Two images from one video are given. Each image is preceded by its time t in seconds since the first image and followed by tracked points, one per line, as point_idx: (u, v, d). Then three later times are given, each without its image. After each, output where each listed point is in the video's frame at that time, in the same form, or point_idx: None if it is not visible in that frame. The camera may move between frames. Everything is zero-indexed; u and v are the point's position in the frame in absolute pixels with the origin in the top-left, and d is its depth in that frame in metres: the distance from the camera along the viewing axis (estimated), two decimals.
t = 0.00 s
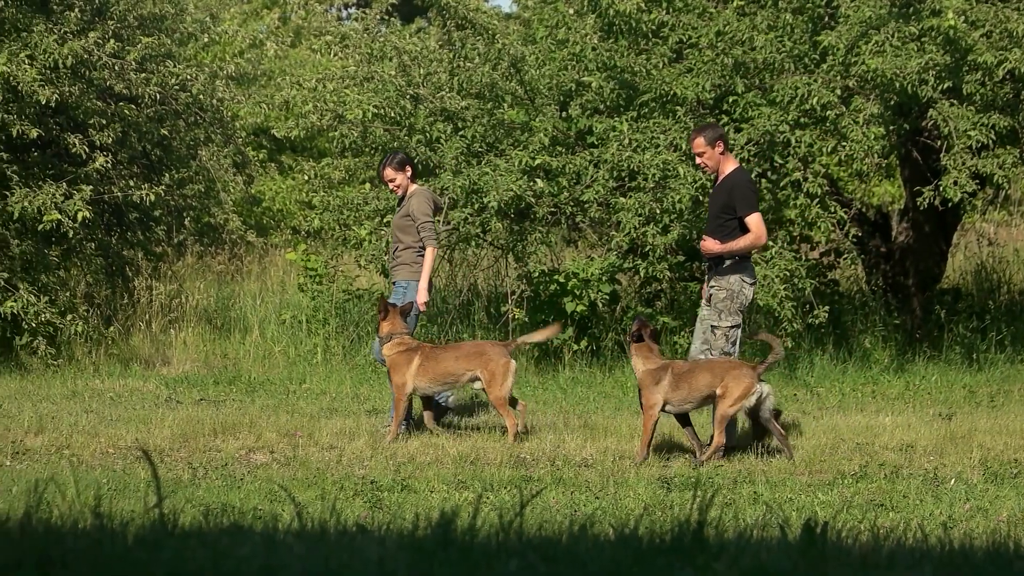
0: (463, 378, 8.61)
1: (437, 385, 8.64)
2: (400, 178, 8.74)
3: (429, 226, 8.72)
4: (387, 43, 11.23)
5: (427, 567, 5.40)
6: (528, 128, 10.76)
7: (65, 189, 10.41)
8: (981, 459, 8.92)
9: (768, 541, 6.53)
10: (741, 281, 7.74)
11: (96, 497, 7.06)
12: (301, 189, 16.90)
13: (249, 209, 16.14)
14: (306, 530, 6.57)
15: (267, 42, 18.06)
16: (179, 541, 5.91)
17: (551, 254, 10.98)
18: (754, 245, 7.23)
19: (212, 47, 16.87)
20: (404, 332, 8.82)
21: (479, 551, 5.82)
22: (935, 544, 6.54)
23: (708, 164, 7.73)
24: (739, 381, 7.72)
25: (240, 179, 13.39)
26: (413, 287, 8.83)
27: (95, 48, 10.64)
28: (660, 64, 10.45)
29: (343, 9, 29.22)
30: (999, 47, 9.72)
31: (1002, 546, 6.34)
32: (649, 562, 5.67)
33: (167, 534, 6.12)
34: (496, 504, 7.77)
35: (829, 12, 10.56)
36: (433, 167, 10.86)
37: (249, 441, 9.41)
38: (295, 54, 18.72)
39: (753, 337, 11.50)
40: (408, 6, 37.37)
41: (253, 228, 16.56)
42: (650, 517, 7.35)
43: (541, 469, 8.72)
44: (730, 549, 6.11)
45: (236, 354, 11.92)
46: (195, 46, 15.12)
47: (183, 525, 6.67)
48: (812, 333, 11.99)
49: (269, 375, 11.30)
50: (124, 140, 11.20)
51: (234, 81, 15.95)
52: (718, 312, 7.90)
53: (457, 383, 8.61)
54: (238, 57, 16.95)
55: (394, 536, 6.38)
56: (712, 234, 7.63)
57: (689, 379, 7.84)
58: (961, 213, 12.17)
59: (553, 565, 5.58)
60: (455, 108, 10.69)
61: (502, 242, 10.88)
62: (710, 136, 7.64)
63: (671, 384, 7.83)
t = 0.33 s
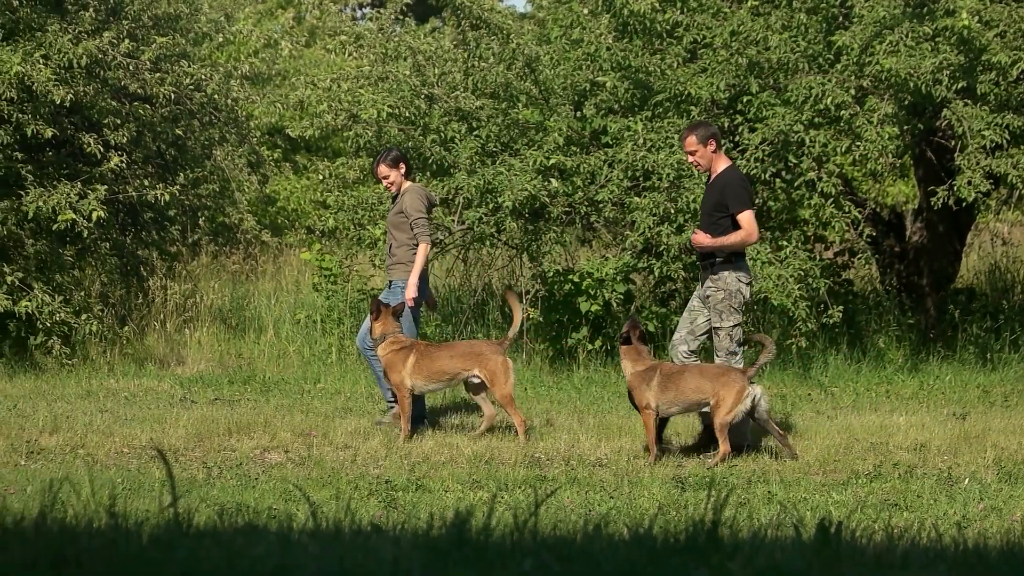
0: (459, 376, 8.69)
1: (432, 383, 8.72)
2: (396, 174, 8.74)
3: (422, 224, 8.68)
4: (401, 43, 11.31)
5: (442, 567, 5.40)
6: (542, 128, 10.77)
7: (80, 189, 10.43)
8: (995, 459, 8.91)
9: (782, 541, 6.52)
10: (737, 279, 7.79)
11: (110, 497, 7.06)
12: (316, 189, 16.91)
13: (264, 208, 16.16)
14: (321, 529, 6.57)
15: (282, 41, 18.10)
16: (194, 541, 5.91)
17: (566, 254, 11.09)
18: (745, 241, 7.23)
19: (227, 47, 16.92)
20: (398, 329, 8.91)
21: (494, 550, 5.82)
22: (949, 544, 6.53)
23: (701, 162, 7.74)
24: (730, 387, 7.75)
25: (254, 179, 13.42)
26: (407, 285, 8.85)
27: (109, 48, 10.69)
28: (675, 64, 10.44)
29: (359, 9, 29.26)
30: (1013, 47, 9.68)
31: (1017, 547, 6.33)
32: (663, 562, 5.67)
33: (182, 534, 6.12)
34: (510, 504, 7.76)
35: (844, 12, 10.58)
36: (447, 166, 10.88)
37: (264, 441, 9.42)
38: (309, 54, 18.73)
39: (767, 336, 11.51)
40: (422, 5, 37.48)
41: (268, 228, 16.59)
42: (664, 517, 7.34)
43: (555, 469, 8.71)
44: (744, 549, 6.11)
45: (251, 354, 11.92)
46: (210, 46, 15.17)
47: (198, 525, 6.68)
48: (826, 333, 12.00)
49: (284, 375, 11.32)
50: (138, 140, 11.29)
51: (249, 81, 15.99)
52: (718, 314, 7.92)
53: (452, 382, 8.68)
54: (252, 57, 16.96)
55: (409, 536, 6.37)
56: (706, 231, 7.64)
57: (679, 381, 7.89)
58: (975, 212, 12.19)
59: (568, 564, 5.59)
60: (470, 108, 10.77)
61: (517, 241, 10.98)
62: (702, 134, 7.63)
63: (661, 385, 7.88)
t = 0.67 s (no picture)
0: (451, 373, 8.77)
1: (424, 378, 8.78)
2: (388, 174, 8.77)
3: (416, 225, 8.66)
4: (417, 43, 11.44)
5: (458, 567, 5.41)
6: (558, 128, 10.82)
7: (96, 188, 10.45)
8: (1011, 459, 8.91)
9: (797, 541, 6.52)
10: (730, 281, 7.79)
11: (126, 496, 7.07)
12: (331, 189, 16.94)
13: (280, 209, 16.17)
14: (337, 528, 6.57)
15: (298, 41, 18.16)
16: (210, 541, 5.91)
17: (581, 254, 11.11)
18: (735, 242, 7.22)
19: (243, 47, 17.01)
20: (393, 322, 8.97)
21: (509, 550, 5.83)
22: (965, 544, 6.52)
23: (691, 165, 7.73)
24: (722, 385, 7.67)
25: (270, 179, 13.48)
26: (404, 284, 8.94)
27: (126, 48, 10.78)
28: (690, 64, 10.43)
29: (374, 8, 29.28)
30: None
31: None
32: (678, 562, 5.68)
33: (198, 533, 6.13)
34: (526, 504, 7.75)
35: (859, 12, 10.58)
36: (463, 166, 10.94)
37: (280, 441, 9.42)
38: (325, 54, 18.78)
39: (783, 336, 11.52)
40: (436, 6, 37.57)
41: (283, 228, 16.61)
42: (680, 517, 7.33)
43: (571, 469, 8.71)
44: (760, 549, 6.11)
45: (267, 354, 11.93)
46: (226, 47, 15.26)
47: (214, 524, 6.69)
48: (841, 333, 12.01)
49: (300, 375, 11.33)
50: (154, 139, 11.39)
51: (264, 80, 16.05)
52: (716, 317, 7.90)
53: (443, 378, 8.76)
54: (268, 57, 16.99)
55: (425, 536, 6.38)
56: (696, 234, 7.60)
57: (670, 380, 7.84)
58: (990, 213, 12.29)
59: (583, 565, 5.59)
60: (486, 108, 10.84)
61: (532, 241, 11.13)
62: (694, 137, 7.64)
63: (652, 383, 7.84)
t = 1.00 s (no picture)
0: (442, 375, 8.77)
1: (417, 378, 8.78)
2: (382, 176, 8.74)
3: (409, 227, 8.66)
4: (429, 43, 11.49)
5: (470, 567, 5.41)
6: (570, 128, 10.83)
7: (108, 188, 10.48)
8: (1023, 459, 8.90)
9: (808, 540, 6.51)
10: (722, 283, 7.78)
11: (138, 495, 7.07)
12: (344, 189, 16.98)
13: (292, 208, 16.22)
14: (349, 528, 6.58)
15: (310, 41, 18.22)
16: (222, 541, 5.90)
17: (593, 254, 11.13)
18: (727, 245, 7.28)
19: (255, 47, 17.08)
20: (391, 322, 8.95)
21: (522, 549, 5.82)
22: (976, 543, 6.52)
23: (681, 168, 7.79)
24: (713, 385, 7.67)
25: (282, 179, 13.51)
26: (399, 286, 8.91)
27: (138, 48, 10.84)
28: (702, 64, 10.47)
29: (386, 8, 29.36)
30: None
31: None
32: (690, 561, 5.68)
33: (211, 532, 6.14)
34: (538, 503, 7.75)
35: (871, 12, 10.57)
36: (475, 166, 10.99)
37: (292, 440, 9.42)
38: (337, 54, 18.84)
39: (795, 336, 11.69)
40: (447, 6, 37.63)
41: (296, 227, 16.65)
42: (691, 516, 7.33)
43: (583, 468, 8.70)
44: (773, 549, 6.10)
45: (279, 353, 11.97)
46: (239, 46, 15.34)
47: (226, 523, 6.69)
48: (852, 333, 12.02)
49: (311, 375, 11.36)
50: (167, 139, 11.44)
51: (277, 80, 16.11)
52: (712, 319, 7.84)
53: (435, 379, 8.76)
54: (280, 57, 17.01)
55: (437, 535, 6.38)
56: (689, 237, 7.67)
57: (662, 378, 7.82)
58: (1002, 212, 12.24)
59: (596, 564, 5.59)
60: (498, 108, 10.92)
61: (544, 241, 11.20)
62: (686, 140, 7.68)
63: (644, 381, 7.81)
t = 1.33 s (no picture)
0: (434, 376, 8.82)
1: (410, 382, 8.82)
2: (372, 179, 8.86)
3: (400, 228, 8.75)
4: (441, 43, 11.54)
5: (482, 566, 5.41)
6: (582, 128, 10.85)
7: (120, 188, 10.51)
8: None
9: (820, 540, 6.50)
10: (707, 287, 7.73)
11: (151, 495, 7.07)
12: (356, 189, 17.03)
13: (305, 208, 16.26)
14: (362, 527, 6.58)
15: (323, 41, 18.30)
16: (234, 540, 5.90)
17: (605, 255, 11.19)
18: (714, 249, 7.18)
19: (268, 47, 17.17)
20: (380, 325, 8.97)
21: (534, 549, 5.82)
22: (988, 543, 6.50)
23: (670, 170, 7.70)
24: (702, 387, 7.62)
25: (294, 179, 13.60)
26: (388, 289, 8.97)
27: (151, 48, 10.93)
28: (714, 64, 10.54)
29: (398, 8, 29.42)
30: None
31: None
32: (701, 562, 5.67)
33: (224, 531, 6.15)
34: (550, 503, 7.73)
35: (882, 13, 10.66)
36: (487, 166, 11.04)
37: (304, 440, 9.41)
38: (350, 54, 18.91)
39: (807, 337, 11.59)
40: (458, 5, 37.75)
41: (308, 227, 16.70)
42: (703, 516, 7.32)
43: (595, 468, 8.70)
44: (783, 549, 6.09)
45: (291, 353, 12.02)
46: (251, 46, 15.42)
47: (238, 522, 6.70)
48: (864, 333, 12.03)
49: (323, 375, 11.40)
50: (179, 140, 11.49)
51: (290, 80, 16.17)
52: (694, 322, 7.79)
53: (429, 382, 8.82)
54: (293, 58, 17.08)
55: (450, 535, 6.38)
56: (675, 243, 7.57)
57: (651, 380, 7.78)
58: (1013, 212, 12.23)
59: (607, 564, 5.59)
60: (509, 108, 10.95)
61: (555, 241, 11.25)
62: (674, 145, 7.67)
63: (632, 383, 7.77)
